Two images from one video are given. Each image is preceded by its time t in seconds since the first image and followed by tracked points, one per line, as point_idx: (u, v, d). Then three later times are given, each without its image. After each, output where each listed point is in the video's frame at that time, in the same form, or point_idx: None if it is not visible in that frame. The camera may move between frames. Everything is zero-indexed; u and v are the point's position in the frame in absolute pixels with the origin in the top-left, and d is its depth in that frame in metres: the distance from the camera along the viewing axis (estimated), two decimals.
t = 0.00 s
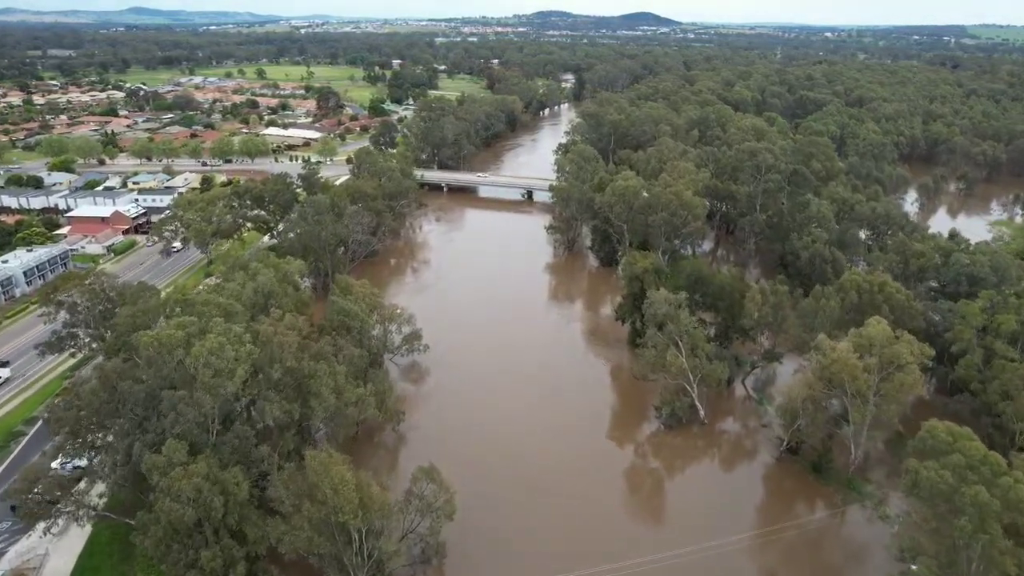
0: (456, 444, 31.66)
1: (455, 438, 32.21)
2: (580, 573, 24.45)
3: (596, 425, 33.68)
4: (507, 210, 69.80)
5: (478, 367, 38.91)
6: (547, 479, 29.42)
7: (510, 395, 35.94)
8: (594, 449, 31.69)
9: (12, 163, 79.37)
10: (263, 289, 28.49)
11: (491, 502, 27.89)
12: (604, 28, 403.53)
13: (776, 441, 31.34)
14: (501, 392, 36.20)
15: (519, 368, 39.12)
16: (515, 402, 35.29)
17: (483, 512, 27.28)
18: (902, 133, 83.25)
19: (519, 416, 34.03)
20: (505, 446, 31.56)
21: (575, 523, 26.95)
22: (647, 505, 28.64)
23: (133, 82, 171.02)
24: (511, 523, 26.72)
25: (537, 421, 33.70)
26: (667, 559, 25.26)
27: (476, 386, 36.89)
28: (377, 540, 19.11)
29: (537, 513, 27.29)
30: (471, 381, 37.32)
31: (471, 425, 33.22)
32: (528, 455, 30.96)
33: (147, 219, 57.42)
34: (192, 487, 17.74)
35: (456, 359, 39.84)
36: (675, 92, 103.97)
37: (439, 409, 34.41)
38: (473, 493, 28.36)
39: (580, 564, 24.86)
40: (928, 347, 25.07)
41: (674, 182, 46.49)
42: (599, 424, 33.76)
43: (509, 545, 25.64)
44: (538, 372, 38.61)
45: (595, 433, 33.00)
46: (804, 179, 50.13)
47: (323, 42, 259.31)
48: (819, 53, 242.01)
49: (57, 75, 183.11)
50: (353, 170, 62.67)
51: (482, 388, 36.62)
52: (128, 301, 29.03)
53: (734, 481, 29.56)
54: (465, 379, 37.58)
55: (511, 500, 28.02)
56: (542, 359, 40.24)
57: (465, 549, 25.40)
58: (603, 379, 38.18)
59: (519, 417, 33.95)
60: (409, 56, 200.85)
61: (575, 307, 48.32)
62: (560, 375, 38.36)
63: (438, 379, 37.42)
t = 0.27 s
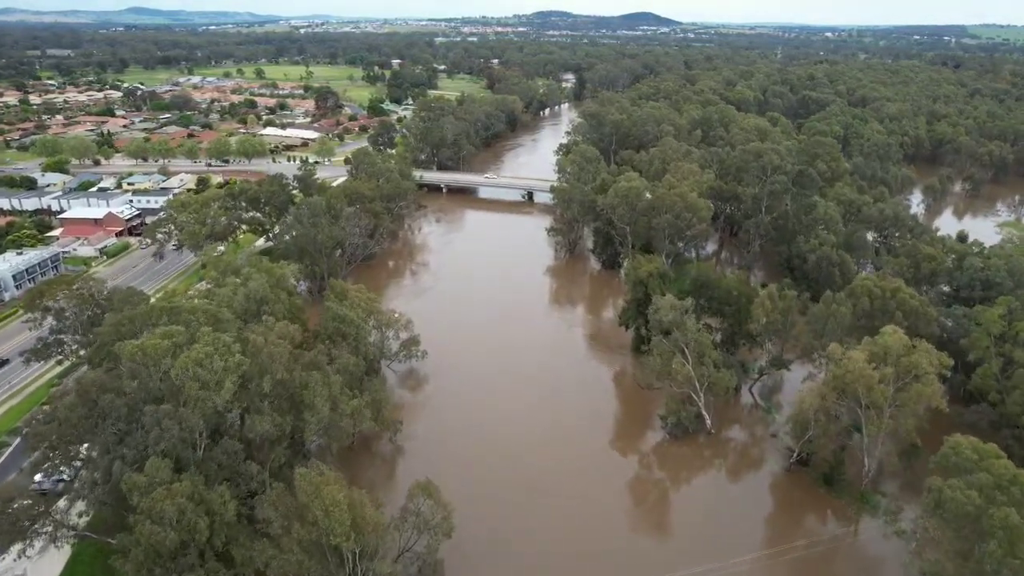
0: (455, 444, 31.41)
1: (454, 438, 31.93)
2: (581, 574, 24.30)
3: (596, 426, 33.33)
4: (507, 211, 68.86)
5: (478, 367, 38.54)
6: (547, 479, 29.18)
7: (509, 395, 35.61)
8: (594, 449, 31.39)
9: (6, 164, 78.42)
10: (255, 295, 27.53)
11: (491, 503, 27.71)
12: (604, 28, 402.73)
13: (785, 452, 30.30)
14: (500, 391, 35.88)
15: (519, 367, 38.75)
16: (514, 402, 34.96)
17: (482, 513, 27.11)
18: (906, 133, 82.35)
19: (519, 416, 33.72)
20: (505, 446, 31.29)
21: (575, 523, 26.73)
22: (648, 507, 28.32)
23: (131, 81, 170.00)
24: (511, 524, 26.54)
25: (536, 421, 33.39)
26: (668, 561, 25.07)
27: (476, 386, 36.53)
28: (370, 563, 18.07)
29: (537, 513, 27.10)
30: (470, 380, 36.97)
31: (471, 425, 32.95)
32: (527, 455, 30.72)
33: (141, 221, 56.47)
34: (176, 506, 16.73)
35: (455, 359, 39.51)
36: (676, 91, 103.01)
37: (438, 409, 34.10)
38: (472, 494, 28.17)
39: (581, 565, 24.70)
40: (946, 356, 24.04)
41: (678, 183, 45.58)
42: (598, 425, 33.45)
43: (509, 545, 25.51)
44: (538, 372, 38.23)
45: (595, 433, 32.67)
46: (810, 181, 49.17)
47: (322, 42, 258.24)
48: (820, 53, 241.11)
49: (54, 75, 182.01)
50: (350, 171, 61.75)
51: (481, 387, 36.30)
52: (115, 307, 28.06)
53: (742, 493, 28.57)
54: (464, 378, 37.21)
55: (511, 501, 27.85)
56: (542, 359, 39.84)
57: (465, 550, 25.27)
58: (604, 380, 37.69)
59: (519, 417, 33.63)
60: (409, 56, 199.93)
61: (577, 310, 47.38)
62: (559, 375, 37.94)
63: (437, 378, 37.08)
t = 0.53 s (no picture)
0: (454, 444, 31.03)
1: (454, 437, 31.57)
2: None
3: (597, 426, 32.92)
4: (508, 212, 67.94)
5: (477, 366, 38.12)
6: (547, 479, 28.84)
7: (509, 394, 35.23)
8: (594, 449, 31.03)
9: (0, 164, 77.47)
10: (246, 300, 26.58)
11: (490, 502, 27.42)
12: (604, 28, 401.95)
13: (795, 463, 29.27)
14: (500, 391, 35.48)
15: (519, 366, 38.34)
16: (515, 402, 34.56)
17: (482, 512, 26.81)
18: (911, 133, 81.43)
19: (519, 416, 33.33)
20: (504, 446, 30.95)
21: (575, 523, 26.42)
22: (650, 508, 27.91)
23: (129, 81, 169.00)
24: (511, 524, 26.24)
25: (536, 421, 33.02)
26: (669, 562, 24.77)
27: (475, 385, 36.12)
28: None
29: (537, 513, 26.79)
30: (470, 380, 36.57)
31: (471, 424, 32.59)
32: (527, 455, 30.37)
33: (134, 222, 55.49)
34: (157, 529, 15.77)
35: (454, 358, 39.11)
36: (678, 91, 102.04)
37: (437, 409, 33.72)
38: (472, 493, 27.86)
39: (581, 566, 24.39)
40: (967, 364, 23.03)
41: (682, 184, 44.63)
42: (599, 425, 33.05)
43: (508, 545, 25.24)
44: (538, 372, 37.81)
45: (596, 433, 32.28)
46: (817, 182, 48.18)
47: (321, 42, 257.25)
48: (821, 53, 240.15)
49: (52, 74, 180.92)
50: (348, 171, 60.83)
51: (481, 386, 35.91)
52: (101, 313, 27.12)
53: (752, 505, 27.52)
54: (464, 378, 36.80)
55: (511, 500, 27.55)
56: (542, 359, 39.39)
57: (464, 550, 24.99)
58: (606, 381, 37.15)
59: (519, 417, 33.25)
60: (409, 56, 198.96)
61: (578, 313, 46.48)
62: (560, 376, 37.49)
63: (436, 377, 36.67)
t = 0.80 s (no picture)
0: (453, 444, 30.83)
1: (453, 437, 31.31)
2: None
3: (597, 426, 32.60)
4: (508, 213, 66.97)
5: (477, 366, 37.83)
6: (546, 478, 28.65)
7: (509, 394, 35.01)
8: (595, 449, 30.77)
9: None
10: (237, 306, 25.56)
11: (490, 501, 27.29)
12: (604, 28, 401.06)
13: (806, 473, 28.25)
14: (499, 390, 35.25)
15: (518, 366, 38.04)
16: (514, 402, 34.29)
17: (481, 512, 26.64)
18: (916, 132, 80.48)
19: (518, 416, 33.10)
20: (504, 445, 30.75)
21: (575, 523, 26.26)
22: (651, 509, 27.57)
23: (127, 81, 167.99)
24: (510, 525, 26.03)
25: (536, 420, 32.80)
26: (671, 567, 24.40)
27: (474, 386, 35.82)
28: None
29: (536, 513, 26.58)
30: (469, 379, 36.33)
31: (470, 424, 32.40)
32: (527, 455, 30.12)
33: (128, 223, 54.54)
34: (135, 554, 14.76)
35: (453, 358, 38.88)
36: (680, 90, 101.03)
37: (436, 408, 33.50)
38: (471, 493, 27.72)
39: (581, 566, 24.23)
40: (990, 373, 22.02)
41: (686, 184, 43.68)
42: (600, 425, 32.78)
43: (508, 544, 25.13)
44: (538, 372, 37.52)
45: (596, 433, 31.99)
46: (824, 182, 47.17)
47: (321, 42, 256.26)
48: (822, 53, 239.13)
49: (49, 74, 179.82)
50: (346, 171, 59.88)
51: (481, 386, 35.69)
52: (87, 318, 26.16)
53: (762, 517, 26.50)
54: (464, 378, 36.51)
55: (510, 500, 27.41)
56: (542, 359, 39.04)
57: (463, 550, 24.87)
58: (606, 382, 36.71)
59: (518, 417, 33.02)
60: (408, 55, 197.91)
61: (580, 316, 45.53)
62: (560, 376, 37.16)
63: (435, 377, 36.44)
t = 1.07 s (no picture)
0: (452, 444, 30.40)
1: (451, 437, 30.90)
2: None
3: (598, 427, 32.13)
4: (508, 213, 65.98)
5: (476, 366, 37.42)
6: (546, 478, 28.24)
7: (508, 394, 34.59)
8: (595, 450, 30.31)
9: None
10: (225, 311, 24.62)
11: (489, 501, 26.90)
12: (604, 28, 400.14)
13: (818, 485, 27.22)
14: (499, 390, 34.82)
15: (518, 366, 37.62)
16: (513, 402, 33.89)
17: (480, 512, 26.26)
18: (921, 132, 79.47)
19: (518, 416, 32.67)
20: (503, 445, 30.35)
21: (575, 523, 25.80)
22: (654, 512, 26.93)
23: (125, 80, 166.87)
24: (509, 525, 25.65)
25: (536, 420, 32.37)
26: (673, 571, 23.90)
27: (473, 385, 35.38)
28: None
29: (536, 513, 26.21)
30: (468, 379, 35.94)
31: (469, 423, 32.00)
32: (526, 455, 29.71)
33: (121, 223, 53.54)
34: None
35: (452, 357, 38.48)
36: (682, 90, 99.97)
37: (435, 407, 33.08)
38: (470, 493, 27.30)
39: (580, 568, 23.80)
40: (1014, 383, 21.01)
41: (690, 184, 42.72)
42: (600, 426, 32.33)
43: (506, 543, 24.78)
44: (537, 372, 37.08)
45: (596, 433, 31.57)
46: (831, 182, 46.14)
47: (320, 41, 255.12)
48: (824, 53, 238.01)
49: (47, 74, 178.63)
50: (343, 171, 58.91)
51: (480, 386, 35.27)
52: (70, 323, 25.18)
53: (772, 529, 25.47)
54: (463, 378, 36.07)
55: (509, 499, 27.03)
56: (542, 359, 38.57)
57: (461, 549, 24.51)
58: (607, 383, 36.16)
59: (518, 417, 32.59)
60: (408, 55, 196.83)
61: (582, 319, 44.55)
62: (560, 376, 36.71)
63: (434, 377, 36.03)
